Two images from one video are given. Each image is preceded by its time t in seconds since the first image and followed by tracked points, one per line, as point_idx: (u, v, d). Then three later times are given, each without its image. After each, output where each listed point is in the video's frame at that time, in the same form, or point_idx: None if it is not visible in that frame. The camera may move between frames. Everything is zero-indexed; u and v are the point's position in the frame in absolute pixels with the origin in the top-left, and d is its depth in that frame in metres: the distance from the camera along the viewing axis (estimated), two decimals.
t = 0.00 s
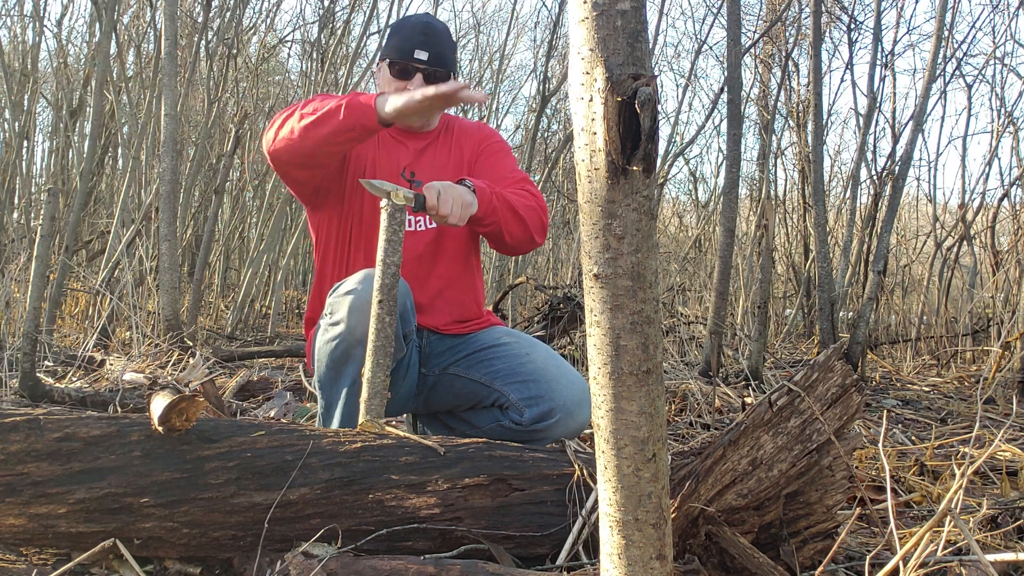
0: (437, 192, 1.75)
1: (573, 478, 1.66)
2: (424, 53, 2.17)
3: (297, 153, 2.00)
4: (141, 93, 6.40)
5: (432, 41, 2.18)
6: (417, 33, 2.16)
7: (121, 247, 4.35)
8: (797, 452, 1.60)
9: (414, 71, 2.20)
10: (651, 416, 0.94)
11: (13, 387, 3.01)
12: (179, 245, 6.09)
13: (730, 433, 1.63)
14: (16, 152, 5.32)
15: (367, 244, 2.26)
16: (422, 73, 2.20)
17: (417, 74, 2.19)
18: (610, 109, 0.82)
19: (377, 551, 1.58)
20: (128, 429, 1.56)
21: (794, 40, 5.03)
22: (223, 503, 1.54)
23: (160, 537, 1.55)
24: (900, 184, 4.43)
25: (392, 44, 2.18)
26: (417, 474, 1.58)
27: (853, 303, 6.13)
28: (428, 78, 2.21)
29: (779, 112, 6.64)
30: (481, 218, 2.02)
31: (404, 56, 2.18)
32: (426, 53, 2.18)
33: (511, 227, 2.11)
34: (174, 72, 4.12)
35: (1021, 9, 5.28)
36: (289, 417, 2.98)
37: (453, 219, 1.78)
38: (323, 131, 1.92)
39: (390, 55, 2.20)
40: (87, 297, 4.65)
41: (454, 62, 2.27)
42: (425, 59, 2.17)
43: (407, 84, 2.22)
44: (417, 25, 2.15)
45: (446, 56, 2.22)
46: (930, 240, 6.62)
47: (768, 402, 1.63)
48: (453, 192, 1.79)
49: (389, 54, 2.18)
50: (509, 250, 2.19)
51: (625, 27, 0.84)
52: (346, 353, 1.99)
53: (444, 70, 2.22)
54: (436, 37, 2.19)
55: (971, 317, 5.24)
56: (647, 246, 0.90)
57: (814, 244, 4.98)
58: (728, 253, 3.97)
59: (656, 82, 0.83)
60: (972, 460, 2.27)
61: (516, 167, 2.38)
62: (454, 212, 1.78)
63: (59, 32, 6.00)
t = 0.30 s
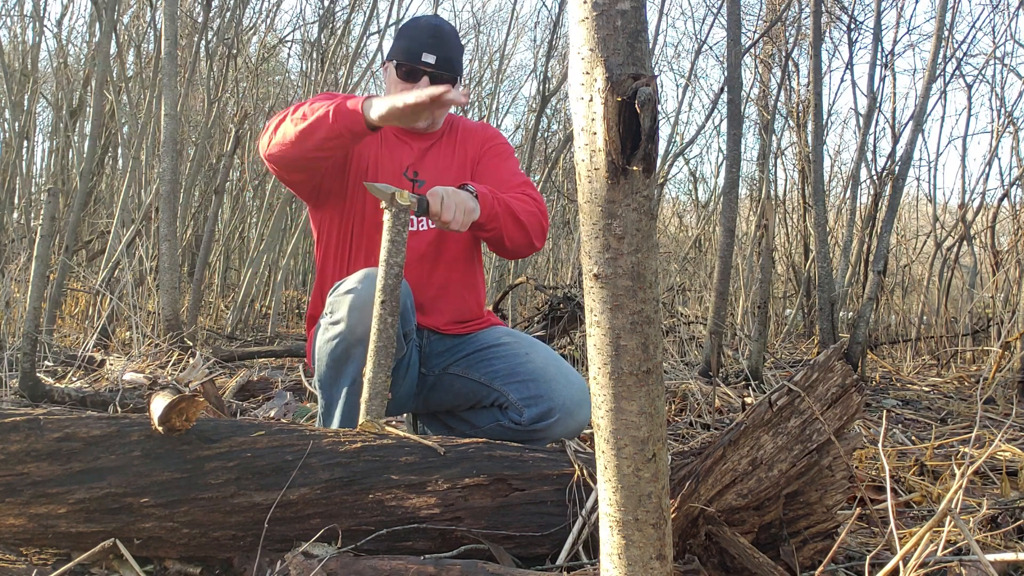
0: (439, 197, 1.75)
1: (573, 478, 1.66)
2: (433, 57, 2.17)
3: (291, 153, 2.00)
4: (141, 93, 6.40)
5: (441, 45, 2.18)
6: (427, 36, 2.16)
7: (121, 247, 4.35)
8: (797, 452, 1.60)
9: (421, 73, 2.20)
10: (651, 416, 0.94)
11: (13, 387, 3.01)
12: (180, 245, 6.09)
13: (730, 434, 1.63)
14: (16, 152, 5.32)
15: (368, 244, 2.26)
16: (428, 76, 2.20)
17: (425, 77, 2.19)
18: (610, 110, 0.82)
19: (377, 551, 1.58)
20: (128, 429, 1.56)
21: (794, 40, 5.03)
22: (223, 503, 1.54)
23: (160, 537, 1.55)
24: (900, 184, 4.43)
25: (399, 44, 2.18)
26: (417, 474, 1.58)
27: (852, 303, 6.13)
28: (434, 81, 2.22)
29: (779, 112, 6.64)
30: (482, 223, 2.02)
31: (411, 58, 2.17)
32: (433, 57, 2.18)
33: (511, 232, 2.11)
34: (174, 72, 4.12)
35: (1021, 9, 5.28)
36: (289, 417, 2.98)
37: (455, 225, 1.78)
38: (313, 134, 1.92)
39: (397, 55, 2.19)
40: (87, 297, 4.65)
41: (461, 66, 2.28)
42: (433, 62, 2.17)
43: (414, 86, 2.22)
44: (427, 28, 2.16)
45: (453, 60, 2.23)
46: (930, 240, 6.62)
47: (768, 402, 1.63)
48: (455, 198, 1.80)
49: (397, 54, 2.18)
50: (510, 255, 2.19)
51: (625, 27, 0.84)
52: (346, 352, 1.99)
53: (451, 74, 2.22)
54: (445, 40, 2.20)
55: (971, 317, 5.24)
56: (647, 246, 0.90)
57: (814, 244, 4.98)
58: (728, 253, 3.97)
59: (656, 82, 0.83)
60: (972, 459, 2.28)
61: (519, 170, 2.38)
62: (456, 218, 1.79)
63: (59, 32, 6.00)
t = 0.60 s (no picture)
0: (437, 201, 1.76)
1: (573, 478, 1.66)
2: (434, 57, 2.16)
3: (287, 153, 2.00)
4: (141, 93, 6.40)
5: (442, 44, 2.18)
6: (428, 34, 2.16)
7: (121, 247, 4.35)
8: (797, 452, 1.60)
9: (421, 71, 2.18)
10: (651, 416, 0.94)
11: (13, 387, 3.01)
12: (179, 245, 6.09)
13: (730, 433, 1.63)
14: (16, 152, 5.31)
15: (368, 245, 2.26)
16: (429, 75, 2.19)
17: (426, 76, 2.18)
18: (610, 109, 0.82)
19: (377, 551, 1.58)
20: (128, 429, 1.56)
21: (794, 40, 5.03)
22: (223, 503, 1.53)
23: (160, 537, 1.55)
24: (900, 184, 4.43)
25: (401, 44, 2.18)
26: (417, 474, 1.58)
27: (852, 302, 6.13)
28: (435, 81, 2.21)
29: (779, 112, 6.64)
30: (481, 225, 2.02)
31: (412, 57, 2.17)
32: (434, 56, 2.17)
33: (511, 234, 2.11)
34: (175, 72, 4.12)
35: (1021, 9, 5.27)
36: (289, 417, 2.98)
37: (454, 228, 1.78)
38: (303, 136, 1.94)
39: (398, 54, 2.19)
40: (87, 297, 4.65)
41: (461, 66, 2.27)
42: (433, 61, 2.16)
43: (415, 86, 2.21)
44: (428, 26, 2.16)
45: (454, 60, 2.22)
46: (930, 240, 6.62)
47: (768, 401, 1.62)
48: (452, 200, 1.80)
49: (397, 53, 2.18)
50: (510, 256, 2.19)
51: (626, 27, 0.84)
52: (345, 351, 1.99)
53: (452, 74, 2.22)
54: (446, 40, 2.20)
55: (971, 317, 5.24)
56: (646, 246, 0.90)
57: (814, 244, 4.98)
58: (727, 253, 3.97)
59: (656, 82, 0.83)
60: (972, 459, 2.28)
61: (519, 171, 2.39)
62: (455, 221, 1.79)
63: (59, 32, 6.00)
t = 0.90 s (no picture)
0: (437, 200, 1.75)
1: (573, 478, 1.66)
2: (428, 50, 2.17)
3: (280, 175, 1.99)
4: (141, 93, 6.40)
5: (436, 37, 2.18)
6: (422, 29, 2.16)
7: (121, 247, 4.35)
8: (797, 452, 1.60)
9: (417, 66, 2.21)
10: (651, 416, 0.94)
11: (13, 387, 3.01)
12: (179, 245, 6.09)
13: (730, 433, 1.63)
14: (16, 152, 5.31)
15: (365, 245, 2.25)
16: (424, 69, 2.20)
17: (420, 70, 2.19)
18: (610, 109, 0.82)
19: (377, 551, 1.58)
20: (128, 429, 1.56)
21: (794, 40, 5.03)
22: (223, 503, 1.54)
23: (160, 537, 1.55)
24: (900, 184, 4.43)
25: (396, 39, 2.19)
26: (417, 474, 1.58)
27: (853, 302, 6.13)
28: (430, 75, 2.21)
29: (779, 112, 6.63)
30: (482, 225, 2.01)
31: (408, 52, 2.18)
32: (429, 50, 2.18)
33: (512, 234, 2.10)
34: (175, 72, 4.12)
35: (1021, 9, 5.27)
36: (289, 417, 2.98)
37: (454, 227, 1.78)
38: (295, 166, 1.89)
39: (394, 50, 2.21)
40: (87, 297, 4.65)
41: (459, 60, 2.27)
42: (428, 55, 2.17)
43: (410, 81, 2.22)
44: (422, 20, 2.16)
45: (450, 53, 2.22)
46: (930, 240, 6.62)
47: (768, 401, 1.62)
48: (452, 199, 1.80)
49: (393, 49, 2.20)
50: (509, 255, 2.19)
51: (626, 27, 0.84)
52: (343, 352, 1.99)
53: (448, 68, 2.22)
54: (442, 34, 2.20)
55: (971, 317, 5.24)
56: (646, 246, 0.90)
57: (814, 244, 4.98)
58: (728, 253, 3.97)
59: (656, 82, 0.83)
60: (972, 459, 2.28)
61: (519, 169, 2.39)
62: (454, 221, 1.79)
63: (59, 32, 6.00)
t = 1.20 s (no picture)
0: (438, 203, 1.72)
1: (573, 478, 1.66)
2: (424, 51, 2.16)
3: (279, 195, 1.96)
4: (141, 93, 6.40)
5: (432, 37, 2.18)
6: (418, 29, 2.16)
7: (121, 247, 4.35)
8: (797, 452, 1.60)
9: (413, 67, 2.20)
10: (651, 416, 0.94)
11: (13, 387, 3.01)
12: (179, 245, 6.09)
13: (730, 433, 1.63)
14: (16, 152, 5.32)
15: (366, 245, 2.25)
16: (420, 72, 2.20)
17: (416, 72, 2.19)
18: (610, 110, 0.82)
19: (377, 551, 1.58)
20: (128, 429, 1.56)
21: (794, 40, 5.03)
22: (223, 503, 1.54)
23: (160, 537, 1.55)
24: (900, 184, 4.43)
25: (392, 39, 2.19)
26: (417, 474, 1.58)
27: (853, 302, 6.13)
28: (427, 77, 2.21)
29: (779, 112, 6.63)
30: (484, 222, 2.02)
31: (404, 53, 2.18)
32: (425, 51, 2.18)
33: (514, 234, 2.10)
34: (175, 72, 4.12)
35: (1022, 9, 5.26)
36: (289, 417, 2.98)
37: (456, 225, 1.79)
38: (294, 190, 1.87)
39: (389, 51, 2.20)
40: (87, 297, 4.65)
41: (455, 59, 2.27)
42: (424, 56, 2.17)
43: (407, 83, 2.23)
44: (418, 21, 2.15)
45: (446, 54, 2.22)
46: (930, 240, 6.62)
47: (768, 401, 1.62)
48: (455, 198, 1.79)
49: (388, 50, 2.19)
50: (512, 253, 2.19)
51: (626, 27, 0.84)
52: (343, 354, 1.99)
53: (445, 69, 2.22)
54: (438, 34, 2.20)
55: (971, 317, 5.24)
56: (646, 246, 0.90)
57: (814, 244, 4.98)
58: (728, 253, 3.97)
59: (655, 82, 0.83)
60: (972, 459, 2.27)
61: (520, 167, 2.39)
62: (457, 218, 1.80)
63: (59, 32, 6.00)
